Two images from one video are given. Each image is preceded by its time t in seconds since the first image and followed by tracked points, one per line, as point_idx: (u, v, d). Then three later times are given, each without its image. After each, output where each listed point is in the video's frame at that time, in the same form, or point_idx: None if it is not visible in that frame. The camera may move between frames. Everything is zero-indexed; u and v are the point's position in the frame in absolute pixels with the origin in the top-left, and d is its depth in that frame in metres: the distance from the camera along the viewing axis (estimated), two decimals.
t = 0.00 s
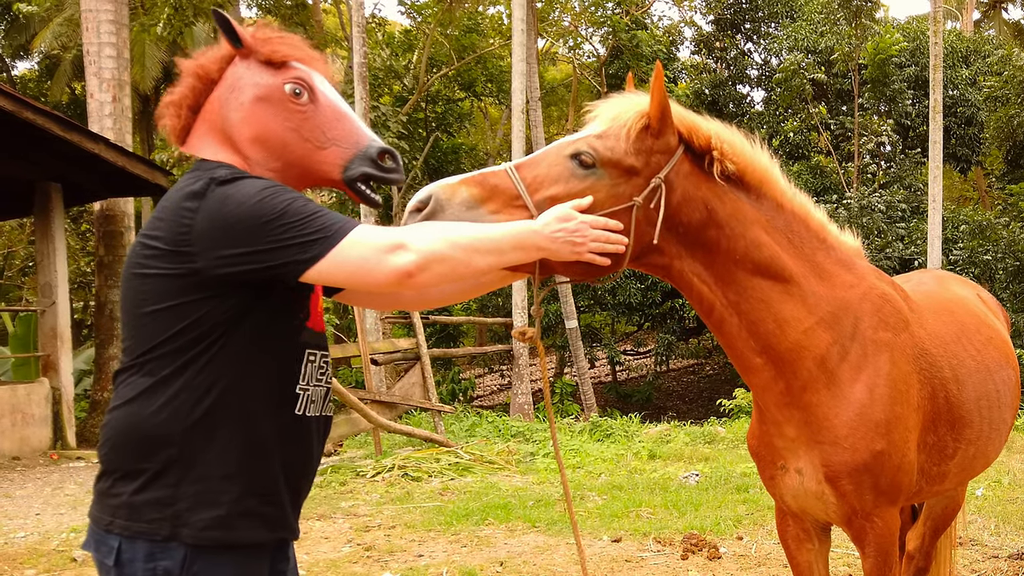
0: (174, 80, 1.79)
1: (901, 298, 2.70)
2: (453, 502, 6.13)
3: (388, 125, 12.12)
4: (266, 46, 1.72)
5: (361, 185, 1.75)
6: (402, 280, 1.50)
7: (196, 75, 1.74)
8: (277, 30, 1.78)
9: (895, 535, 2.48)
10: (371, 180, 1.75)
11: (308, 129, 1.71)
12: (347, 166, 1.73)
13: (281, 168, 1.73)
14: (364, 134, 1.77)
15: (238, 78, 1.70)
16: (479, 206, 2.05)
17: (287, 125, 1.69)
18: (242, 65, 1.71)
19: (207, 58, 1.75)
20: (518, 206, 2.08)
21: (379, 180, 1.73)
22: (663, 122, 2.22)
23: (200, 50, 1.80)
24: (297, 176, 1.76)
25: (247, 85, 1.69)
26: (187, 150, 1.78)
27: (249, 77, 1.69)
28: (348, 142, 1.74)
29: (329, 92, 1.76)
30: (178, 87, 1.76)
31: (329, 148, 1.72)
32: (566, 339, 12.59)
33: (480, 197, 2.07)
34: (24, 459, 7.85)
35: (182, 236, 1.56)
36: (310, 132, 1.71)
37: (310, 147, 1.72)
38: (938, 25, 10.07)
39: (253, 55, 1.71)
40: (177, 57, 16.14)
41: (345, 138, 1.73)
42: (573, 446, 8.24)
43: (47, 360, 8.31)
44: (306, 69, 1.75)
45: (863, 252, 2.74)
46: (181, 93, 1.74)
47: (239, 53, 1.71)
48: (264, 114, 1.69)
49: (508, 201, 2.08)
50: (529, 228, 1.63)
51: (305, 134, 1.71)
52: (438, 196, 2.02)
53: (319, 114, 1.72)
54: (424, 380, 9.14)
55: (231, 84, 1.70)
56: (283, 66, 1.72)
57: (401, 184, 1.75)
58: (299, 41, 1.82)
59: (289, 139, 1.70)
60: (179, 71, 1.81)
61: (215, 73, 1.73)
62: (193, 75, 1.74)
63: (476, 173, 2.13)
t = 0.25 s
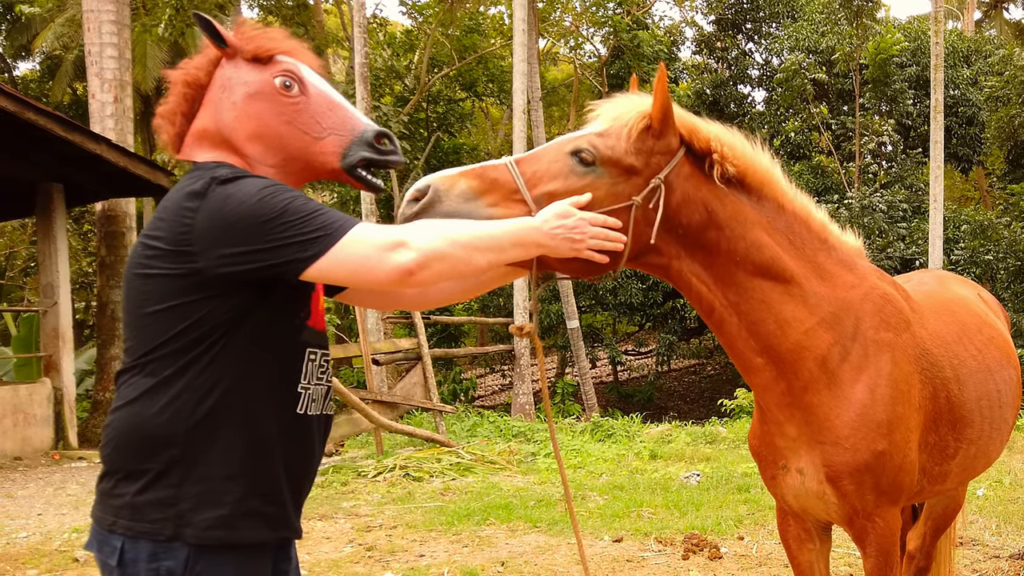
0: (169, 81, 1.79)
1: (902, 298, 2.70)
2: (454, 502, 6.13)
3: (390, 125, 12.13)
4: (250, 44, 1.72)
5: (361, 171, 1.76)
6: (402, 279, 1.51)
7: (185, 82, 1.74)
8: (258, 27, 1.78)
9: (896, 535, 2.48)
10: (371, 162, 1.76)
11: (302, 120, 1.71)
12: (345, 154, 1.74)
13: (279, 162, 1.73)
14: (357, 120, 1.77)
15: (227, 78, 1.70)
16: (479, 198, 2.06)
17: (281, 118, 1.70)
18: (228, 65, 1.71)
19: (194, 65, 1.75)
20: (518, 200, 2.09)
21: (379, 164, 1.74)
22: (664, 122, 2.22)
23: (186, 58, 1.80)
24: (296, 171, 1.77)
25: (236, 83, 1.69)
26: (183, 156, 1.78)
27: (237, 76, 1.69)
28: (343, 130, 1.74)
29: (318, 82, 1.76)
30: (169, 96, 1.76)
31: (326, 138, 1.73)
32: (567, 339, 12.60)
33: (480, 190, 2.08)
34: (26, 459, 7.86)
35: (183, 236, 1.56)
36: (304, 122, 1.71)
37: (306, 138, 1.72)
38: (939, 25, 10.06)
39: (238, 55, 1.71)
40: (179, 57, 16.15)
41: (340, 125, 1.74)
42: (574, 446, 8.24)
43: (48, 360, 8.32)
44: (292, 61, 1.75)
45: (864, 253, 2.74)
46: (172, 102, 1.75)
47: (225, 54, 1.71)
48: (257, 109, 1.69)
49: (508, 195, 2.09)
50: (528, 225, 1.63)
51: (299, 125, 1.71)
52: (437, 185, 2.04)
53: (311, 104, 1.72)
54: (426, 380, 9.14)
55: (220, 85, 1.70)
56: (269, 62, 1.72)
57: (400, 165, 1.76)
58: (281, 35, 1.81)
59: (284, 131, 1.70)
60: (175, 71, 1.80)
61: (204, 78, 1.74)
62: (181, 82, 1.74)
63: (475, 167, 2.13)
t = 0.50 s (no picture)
0: (168, 78, 1.79)
1: (903, 298, 2.69)
2: (456, 502, 6.13)
3: (391, 125, 12.14)
4: (256, 44, 1.72)
5: (355, 179, 1.75)
6: (401, 274, 1.50)
7: (186, 74, 1.74)
8: (269, 27, 1.79)
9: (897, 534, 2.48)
10: (365, 173, 1.74)
11: (300, 123, 1.71)
12: (340, 160, 1.73)
13: (274, 162, 1.73)
14: (356, 130, 1.77)
15: (230, 74, 1.70)
16: (479, 188, 2.06)
17: (280, 120, 1.70)
18: (232, 62, 1.71)
19: (198, 57, 1.76)
20: (518, 192, 2.08)
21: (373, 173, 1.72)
22: (667, 121, 2.22)
23: (190, 50, 1.80)
24: (292, 172, 1.76)
25: (238, 81, 1.69)
26: (179, 149, 1.77)
27: (240, 73, 1.69)
28: (340, 137, 1.74)
29: (320, 89, 1.76)
30: (169, 87, 1.76)
31: (323, 143, 1.72)
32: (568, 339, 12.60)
33: (480, 180, 2.08)
34: (28, 459, 7.87)
35: (181, 235, 1.56)
36: (302, 126, 1.71)
37: (303, 141, 1.72)
38: (940, 25, 10.05)
39: (242, 52, 1.72)
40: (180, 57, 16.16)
41: (338, 133, 1.73)
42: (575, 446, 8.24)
43: (50, 360, 8.32)
44: (297, 64, 1.75)
45: (866, 252, 2.73)
46: (173, 93, 1.75)
47: (230, 50, 1.72)
48: (256, 108, 1.69)
49: (509, 186, 2.09)
50: (528, 219, 1.63)
51: (297, 129, 1.71)
52: (437, 175, 2.04)
53: (311, 109, 1.72)
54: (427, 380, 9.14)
55: (222, 81, 1.70)
56: (273, 62, 1.72)
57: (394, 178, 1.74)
58: (290, 38, 1.81)
59: (281, 132, 1.70)
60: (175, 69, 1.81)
61: (206, 71, 1.73)
62: (183, 74, 1.74)
63: (477, 158, 2.14)
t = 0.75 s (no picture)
0: (166, 76, 1.79)
1: (904, 297, 2.69)
2: (457, 501, 6.13)
3: (393, 125, 12.14)
4: (253, 43, 1.72)
5: (350, 181, 1.75)
6: (398, 270, 1.51)
7: (184, 73, 1.74)
8: (265, 27, 1.79)
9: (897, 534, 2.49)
10: (359, 174, 1.74)
11: (296, 123, 1.71)
12: (334, 161, 1.72)
13: (270, 163, 1.73)
14: (352, 130, 1.77)
15: (227, 74, 1.70)
16: (479, 189, 2.06)
17: (275, 119, 1.70)
18: (230, 61, 1.71)
19: (195, 56, 1.76)
20: (518, 192, 2.08)
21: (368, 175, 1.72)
22: (667, 121, 2.23)
23: (188, 50, 1.80)
24: (288, 173, 1.76)
25: (234, 81, 1.69)
26: (177, 148, 1.77)
27: (237, 73, 1.70)
28: (336, 137, 1.74)
29: (316, 89, 1.76)
30: (167, 87, 1.76)
31: (318, 143, 1.72)
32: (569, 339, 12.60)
33: (481, 180, 2.08)
34: (30, 459, 7.87)
35: (178, 233, 1.56)
36: (298, 127, 1.71)
37: (299, 140, 1.72)
38: (942, 25, 10.04)
39: (239, 52, 1.72)
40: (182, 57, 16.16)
41: (334, 133, 1.74)
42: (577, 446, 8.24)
43: (52, 360, 8.32)
44: (293, 64, 1.75)
45: (867, 252, 2.73)
46: (170, 92, 1.75)
47: (227, 50, 1.72)
48: (252, 108, 1.69)
49: (508, 187, 2.09)
50: (526, 217, 1.63)
51: (293, 129, 1.71)
52: (438, 175, 2.04)
53: (306, 109, 1.72)
54: (428, 380, 9.14)
55: (219, 80, 1.70)
56: (270, 62, 1.72)
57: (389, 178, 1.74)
58: (286, 38, 1.82)
59: (277, 132, 1.70)
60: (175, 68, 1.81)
61: (204, 71, 1.73)
62: (181, 73, 1.74)
63: (477, 158, 2.13)
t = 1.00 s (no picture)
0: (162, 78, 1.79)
1: (904, 297, 2.69)
2: (458, 501, 6.13)
3: (393, 125, 12.15)
4: (240, 43, 1.72)
5: (347, 174, 1.75)
6: (396, 270, 1.51)
7: (174, 79, 1.74)
8: (251, 25, 1.78)
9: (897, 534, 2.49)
10: (356, 166, 1.75)
11: (288, 120, 1.71)
12: (330, 156, 1.73)
13: (265, 160, 1.73)
14: (345, 123, 1.77)
15: (216, 76, 1.70)
16: (477, 196, 2.06)
17: (267, 117, 1.70)
18: (218, 63, 1.71)
19: (184, 61, 1.75)
20: (516, 198, 2.08)
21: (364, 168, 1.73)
22: (664, 123, 2.23)
23: (177, 54, 1.80)
24: (283, 170, 1.76)
25: (224, 82, 1.69)
26: (174, 152, 1.78)
27: (227, 73, 1.70)
28: (329, 132, 1.74)
29: (306, 83, 1.76)
30: (158, 94, 1.76)
31: (311, 138, 1.73)
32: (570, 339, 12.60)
33: (478, 186, 2.07)
34: (32, 459, 7.88)
35: (176, 233, 1.56)
36: (291, 123, 1.71)
37: (292, 136, 1.72)
38: (943, 24, 10.03)
39: (227, 53, 1.72)
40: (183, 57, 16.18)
41: (327, 127, 1.74)
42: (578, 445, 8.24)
43: (53, 360, 8.32)
44: (281, 61, 1.75)
45: (866, 252, 2.73)
46: (162, 98, 1.75)
47: (214, 51, 1.72)
48: (243, 108, 1.69)
49: (506, 192, 2.08)
50: (524, 220, 1.63)
51: (285, 125, 1.71)
52: (436, 181, 2.04)
53: (298, 104, 1.72)
54: (429, 380, 9.14)
55: (208, 84, 1.71)
56: (258, 61, 1.72)
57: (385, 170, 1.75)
58: (273, 33, 1.81)
59: (269, 130, 1.70)
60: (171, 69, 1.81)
61: (193, 75, 1.74)
62: (171, 79, 1.74)
63: (474, 164, 2.13)
